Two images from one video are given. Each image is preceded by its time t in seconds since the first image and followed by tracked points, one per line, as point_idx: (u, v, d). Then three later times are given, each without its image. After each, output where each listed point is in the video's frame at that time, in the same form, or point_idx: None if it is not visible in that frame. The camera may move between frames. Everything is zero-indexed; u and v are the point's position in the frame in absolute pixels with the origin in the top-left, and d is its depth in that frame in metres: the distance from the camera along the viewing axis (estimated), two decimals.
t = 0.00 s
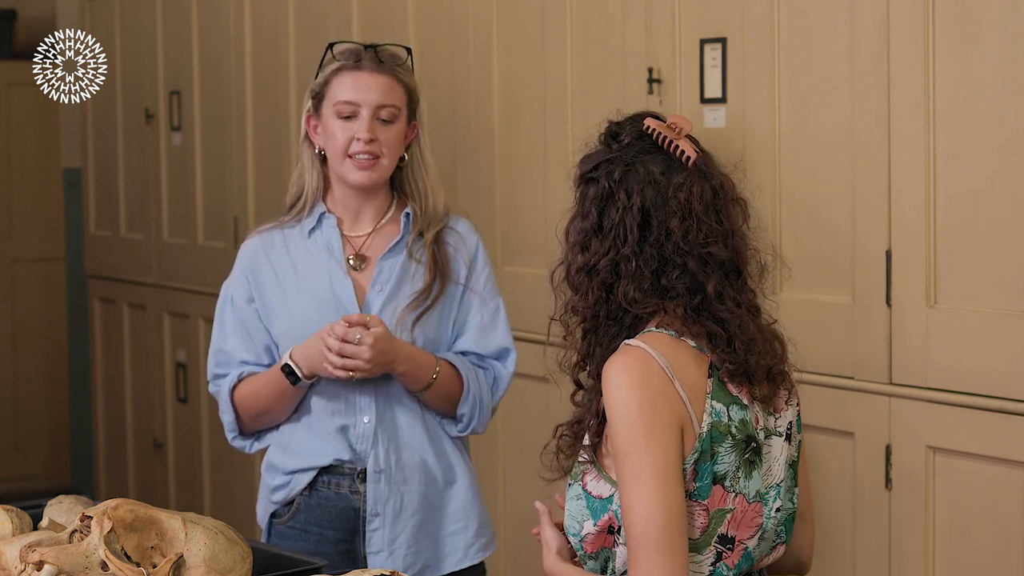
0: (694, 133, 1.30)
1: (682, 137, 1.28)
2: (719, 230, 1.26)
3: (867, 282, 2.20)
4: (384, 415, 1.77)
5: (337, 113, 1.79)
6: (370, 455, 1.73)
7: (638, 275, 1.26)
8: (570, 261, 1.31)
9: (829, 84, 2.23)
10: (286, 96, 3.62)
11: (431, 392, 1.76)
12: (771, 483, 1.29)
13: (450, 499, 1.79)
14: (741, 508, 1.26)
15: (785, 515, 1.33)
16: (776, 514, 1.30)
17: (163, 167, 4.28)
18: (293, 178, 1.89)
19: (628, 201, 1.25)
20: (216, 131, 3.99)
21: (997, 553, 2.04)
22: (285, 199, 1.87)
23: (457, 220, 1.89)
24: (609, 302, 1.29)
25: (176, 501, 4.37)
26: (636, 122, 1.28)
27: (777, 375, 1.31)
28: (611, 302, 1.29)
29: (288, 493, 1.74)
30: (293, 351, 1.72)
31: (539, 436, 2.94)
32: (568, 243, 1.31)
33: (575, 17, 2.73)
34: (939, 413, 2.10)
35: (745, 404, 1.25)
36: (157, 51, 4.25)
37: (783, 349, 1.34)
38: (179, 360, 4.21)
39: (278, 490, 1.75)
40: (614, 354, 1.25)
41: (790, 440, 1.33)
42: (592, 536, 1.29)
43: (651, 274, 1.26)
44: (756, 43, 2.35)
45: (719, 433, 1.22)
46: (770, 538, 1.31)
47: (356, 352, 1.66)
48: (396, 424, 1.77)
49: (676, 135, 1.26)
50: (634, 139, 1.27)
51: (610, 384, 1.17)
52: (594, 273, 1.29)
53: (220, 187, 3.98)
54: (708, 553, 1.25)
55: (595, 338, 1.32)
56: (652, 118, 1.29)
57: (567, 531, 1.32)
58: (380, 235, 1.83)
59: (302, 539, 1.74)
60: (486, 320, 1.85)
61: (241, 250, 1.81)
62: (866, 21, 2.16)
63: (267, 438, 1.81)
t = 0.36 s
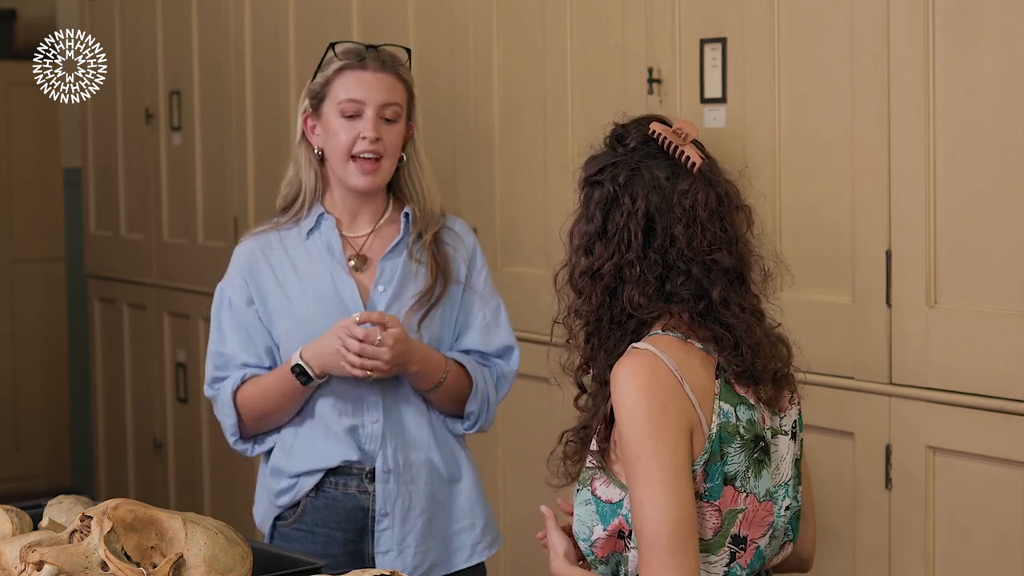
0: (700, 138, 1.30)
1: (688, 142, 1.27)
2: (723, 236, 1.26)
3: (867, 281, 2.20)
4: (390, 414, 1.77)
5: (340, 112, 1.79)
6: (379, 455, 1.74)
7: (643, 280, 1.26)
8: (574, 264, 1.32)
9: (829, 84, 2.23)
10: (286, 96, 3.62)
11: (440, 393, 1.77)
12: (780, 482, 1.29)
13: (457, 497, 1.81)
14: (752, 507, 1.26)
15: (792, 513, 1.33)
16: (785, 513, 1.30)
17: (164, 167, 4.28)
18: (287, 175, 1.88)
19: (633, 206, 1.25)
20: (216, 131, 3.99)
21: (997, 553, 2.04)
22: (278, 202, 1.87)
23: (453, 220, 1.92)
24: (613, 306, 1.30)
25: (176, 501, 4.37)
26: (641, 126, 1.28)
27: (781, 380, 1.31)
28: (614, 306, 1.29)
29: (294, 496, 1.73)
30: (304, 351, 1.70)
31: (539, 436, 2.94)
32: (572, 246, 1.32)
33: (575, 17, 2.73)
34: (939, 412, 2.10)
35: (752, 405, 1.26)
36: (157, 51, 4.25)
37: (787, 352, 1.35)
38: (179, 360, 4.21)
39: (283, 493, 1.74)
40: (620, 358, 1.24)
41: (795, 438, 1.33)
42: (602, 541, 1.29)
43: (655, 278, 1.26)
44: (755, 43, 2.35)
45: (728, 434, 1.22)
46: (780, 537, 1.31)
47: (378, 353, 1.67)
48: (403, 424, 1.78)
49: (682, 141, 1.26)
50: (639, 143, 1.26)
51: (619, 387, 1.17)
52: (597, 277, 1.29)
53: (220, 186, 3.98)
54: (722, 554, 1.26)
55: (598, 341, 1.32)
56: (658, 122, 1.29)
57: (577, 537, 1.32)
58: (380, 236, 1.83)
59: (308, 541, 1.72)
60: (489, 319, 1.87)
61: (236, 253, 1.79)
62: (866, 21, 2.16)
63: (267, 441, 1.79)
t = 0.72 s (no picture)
0: (698, 139, 1.30)
1: (687, 143, 1.27)
2: (721, 236, 1.26)
3: (868, 281, 2.20)
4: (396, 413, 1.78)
5: (344, 112, 1.79)
6: (385, 453, 1.74)
7: (643, 279, 1.26)
8: (574, 264, 1.32)
9: (829, 84, 2.23)
10: (286, 96, 3.62)
11: (456, 399, 1.80)
12: (781, 480, 1.29)
13: (463, 495, 1.83)
14: (752, 505, 1.26)
15: (793, 511, 1.33)
16: (786, 511, 1.31)
17: (163, 167, 4.28)
18: (283, 172, 1.89)
19: (632, 206, 1.25)
20: (216, 131, 3.99)
21: (997, 553, 2.04)
22: (272, 202, 1.87)
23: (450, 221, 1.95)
24: (613, 306, 1.30)
25: (176, 501, 4.37)
26: (639, 128, 1.28)
27: (781, 379, 1.31)
28: (614, 306, 1.29)
29: (301, 498, 1.72)
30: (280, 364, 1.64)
31: (539, 436, 2.94)
32: (572, 246, 1.32)
33: (575, 17, 2.73)
34: (939, 412, 2.10)
35: (751, 403, 1.26)
36: (157, 51, 4.25)
37: (787, 351, 1.35)
38: (179, 360, 4.21)
39: (290, 497, 1.73)
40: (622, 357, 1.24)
41: (795, 438, 1.33)
42: (604, 539, 1.29)
43: (655, 278, 1.26)
44: (756, 43, 2.35)
45: (728, 432, 1.22)
46: (781, 535, 1.31)
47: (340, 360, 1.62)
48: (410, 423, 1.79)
49: (680, 141, 1.26)
50: (638, 144, 1.26)
51: (619, 387, 1.17)
52: (597, 278, 1.29)
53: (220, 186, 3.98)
54: (723, 551, 1.26)
55: (597, 342, 1.32)
56: (656, 123, 1.29)
57: (579, 536, 1.32)
58: (379, 236, 1.84)
59: (316, 541, 1.72)
60: (491, 319, 1.89)
61: (234, 255, 1.77)
62: (866, 21, 2.16)
63: (273, 444, 1.76)
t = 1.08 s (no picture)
0: (699, 144, 1.30)
1: (688, 147, 1.28)
2: (722, 240, 1.26)
3: (868, 281, 2.20)
4: (395, 412, 1.78)
5: (343, 114, 1.79)
6: (384, 452, 1.74)
7: (643, 283, 1.26)
8: (575, 267, 1.32)
9: (829, 84, 2.23)
10: (286, 96, 3.62)
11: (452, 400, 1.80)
12: (781, 482, 1.29)
13: (460, 494, 1.84)
14: (751, 507, 1.26)
15: (793, 513, 1.33)
16: (786, 512, 1.30)
17: (163, 167, 4.28)
18: (278, 168, 1.89)
19: (633, 210, 1.25)
20: (215, 131, 4.00)
21: (997, 553, 2.04)
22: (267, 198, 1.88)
23: (445, 221, 1.97)
24: (613, 309, 1.30)
25: (176, 501, 4.37)
26: (641, 132, 1.29)
27: (782, 383, 1.31)
28: (615, 310, 1.29)
29: (299, 498, 1.72)
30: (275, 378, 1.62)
31: (539, 436, 2.94)
32: (572, 249, 1.32)
33: (575, 17, 2.73)
34: (939, 412, 2.10)
35: (752, 405, 1.25)
36: (157, 51, 4.25)
37: (789, 355, 1.34)
38: (179, 360, 4.21)
39: (289, 497, 1.73)
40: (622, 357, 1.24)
41: (795, 440, 1.33)
42: (604, 538, 1.29)
43: (656, 281, 1.26)
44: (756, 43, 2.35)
45: (728, 434, 1.22)
46: (781, 536, 1.31)
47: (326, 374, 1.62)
48: (409, 421, 1.80)
49: (681, 145, 1.26)
50: (639, 148, 1.27)
51: (619, 386, 1.17)
52: (598, 281, 1.29)
53: (220, 186, 3.99)
54: (721, 552, 1.26)
55: (598, 344, 1.32)
56: (658, 127, 1.29)
57: (579, 534, 1.32)
58: (375, 237, 1.85)
59: (314, 541, 1.72)
60: (487, 319, 1.91)
61: (229, 255, 1.76)
62: (866, 21, 2.16)
63: (270, 445, 1.76)
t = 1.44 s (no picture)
0: (698, 143, 1.30)
1: (687, 146, 1.27)
2: (726, 237, 1.27)
3: (868, 281, 2.20)
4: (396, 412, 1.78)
5: (343, 115, 1.79)
6: (386, 453, 1.74)
7: (650, 283, 1.26)
8: (580, 271, 1.31)
9: (829, 84, 2.23)
10: (286, 96, 3.62)
11: (450, 398, 1.80)
12: (784, 486, 1.29)
13: (461, 494, 1.84)
14: (755, 511, 1.26)
15: (793, 517, 1.33)
16: (788, 516, 1.30)
17: (163, 167, 4.28)
18: (277, 168, 1.89)
19: (636, 211, 1.25)
20: (215, 131, 4.00)
21: (996, 553, 2.04)
22: (266, 197, 1.89)
23: (440, 221, 1.97)
24: (620, 311, 1.29)
25: (176, 500, 4.37)
26: (639, 134, 1.29)
27: (789, 380, 1.31)
28: (622, 311, 1.29)
29: (301, 499, 1.71)
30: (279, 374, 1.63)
31: (539, 436, 2.94)
32: (577, 252, 1.31)
33: (575, 17, 2.73)
34: (939, 412, 2.10)
35: (760, 411, 1.25)
36: (157, 51, 4.25)
37: (793, 352, 1.35)
38: (179, 360, 4.21)
39: (290, 497, 1.73)
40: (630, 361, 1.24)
41: (799, 444, 1.33)
42: (607, 537, 1.29)
43: (663, 281, 1.26)
44: (756, 43, 2.35)
45: (736, 438, 1.22)
46: (781, 540, 1.31)
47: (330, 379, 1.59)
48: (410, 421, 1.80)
49: (681, 144, 1.26)
50: (639, 149, 1.27)
51: (630, 388, 1.17)
52: (604, 283, 1.29)
53: (220, 187, 3.98)
54: (723, 555, 1.26)
55: (606, 346, 1.32)
56: (656, 128, 1.29)
57: (582, 533, 1.32)
58: (374, 237, 1.85)
59: (315, 542, 1.72)
60: (484, 319, 1.91)
61: (228, 256, 1.76)
62: (866, 20, 2.16)
63: (270, 445, 1.76)
